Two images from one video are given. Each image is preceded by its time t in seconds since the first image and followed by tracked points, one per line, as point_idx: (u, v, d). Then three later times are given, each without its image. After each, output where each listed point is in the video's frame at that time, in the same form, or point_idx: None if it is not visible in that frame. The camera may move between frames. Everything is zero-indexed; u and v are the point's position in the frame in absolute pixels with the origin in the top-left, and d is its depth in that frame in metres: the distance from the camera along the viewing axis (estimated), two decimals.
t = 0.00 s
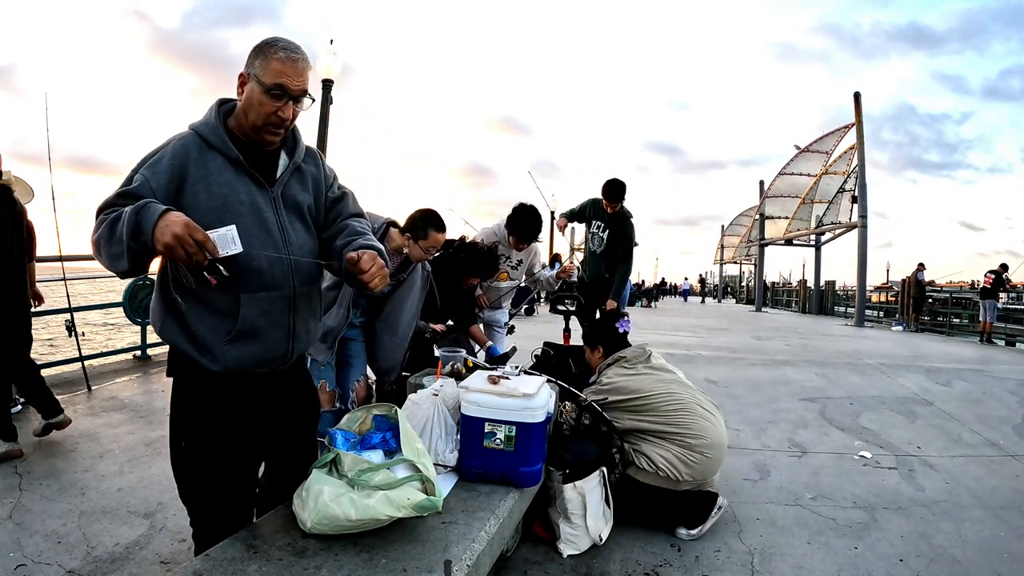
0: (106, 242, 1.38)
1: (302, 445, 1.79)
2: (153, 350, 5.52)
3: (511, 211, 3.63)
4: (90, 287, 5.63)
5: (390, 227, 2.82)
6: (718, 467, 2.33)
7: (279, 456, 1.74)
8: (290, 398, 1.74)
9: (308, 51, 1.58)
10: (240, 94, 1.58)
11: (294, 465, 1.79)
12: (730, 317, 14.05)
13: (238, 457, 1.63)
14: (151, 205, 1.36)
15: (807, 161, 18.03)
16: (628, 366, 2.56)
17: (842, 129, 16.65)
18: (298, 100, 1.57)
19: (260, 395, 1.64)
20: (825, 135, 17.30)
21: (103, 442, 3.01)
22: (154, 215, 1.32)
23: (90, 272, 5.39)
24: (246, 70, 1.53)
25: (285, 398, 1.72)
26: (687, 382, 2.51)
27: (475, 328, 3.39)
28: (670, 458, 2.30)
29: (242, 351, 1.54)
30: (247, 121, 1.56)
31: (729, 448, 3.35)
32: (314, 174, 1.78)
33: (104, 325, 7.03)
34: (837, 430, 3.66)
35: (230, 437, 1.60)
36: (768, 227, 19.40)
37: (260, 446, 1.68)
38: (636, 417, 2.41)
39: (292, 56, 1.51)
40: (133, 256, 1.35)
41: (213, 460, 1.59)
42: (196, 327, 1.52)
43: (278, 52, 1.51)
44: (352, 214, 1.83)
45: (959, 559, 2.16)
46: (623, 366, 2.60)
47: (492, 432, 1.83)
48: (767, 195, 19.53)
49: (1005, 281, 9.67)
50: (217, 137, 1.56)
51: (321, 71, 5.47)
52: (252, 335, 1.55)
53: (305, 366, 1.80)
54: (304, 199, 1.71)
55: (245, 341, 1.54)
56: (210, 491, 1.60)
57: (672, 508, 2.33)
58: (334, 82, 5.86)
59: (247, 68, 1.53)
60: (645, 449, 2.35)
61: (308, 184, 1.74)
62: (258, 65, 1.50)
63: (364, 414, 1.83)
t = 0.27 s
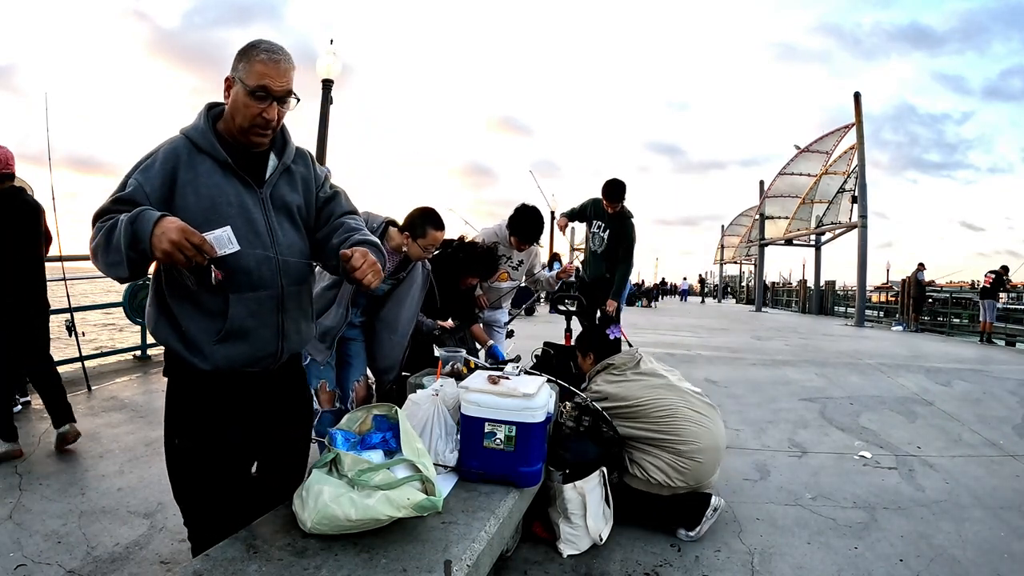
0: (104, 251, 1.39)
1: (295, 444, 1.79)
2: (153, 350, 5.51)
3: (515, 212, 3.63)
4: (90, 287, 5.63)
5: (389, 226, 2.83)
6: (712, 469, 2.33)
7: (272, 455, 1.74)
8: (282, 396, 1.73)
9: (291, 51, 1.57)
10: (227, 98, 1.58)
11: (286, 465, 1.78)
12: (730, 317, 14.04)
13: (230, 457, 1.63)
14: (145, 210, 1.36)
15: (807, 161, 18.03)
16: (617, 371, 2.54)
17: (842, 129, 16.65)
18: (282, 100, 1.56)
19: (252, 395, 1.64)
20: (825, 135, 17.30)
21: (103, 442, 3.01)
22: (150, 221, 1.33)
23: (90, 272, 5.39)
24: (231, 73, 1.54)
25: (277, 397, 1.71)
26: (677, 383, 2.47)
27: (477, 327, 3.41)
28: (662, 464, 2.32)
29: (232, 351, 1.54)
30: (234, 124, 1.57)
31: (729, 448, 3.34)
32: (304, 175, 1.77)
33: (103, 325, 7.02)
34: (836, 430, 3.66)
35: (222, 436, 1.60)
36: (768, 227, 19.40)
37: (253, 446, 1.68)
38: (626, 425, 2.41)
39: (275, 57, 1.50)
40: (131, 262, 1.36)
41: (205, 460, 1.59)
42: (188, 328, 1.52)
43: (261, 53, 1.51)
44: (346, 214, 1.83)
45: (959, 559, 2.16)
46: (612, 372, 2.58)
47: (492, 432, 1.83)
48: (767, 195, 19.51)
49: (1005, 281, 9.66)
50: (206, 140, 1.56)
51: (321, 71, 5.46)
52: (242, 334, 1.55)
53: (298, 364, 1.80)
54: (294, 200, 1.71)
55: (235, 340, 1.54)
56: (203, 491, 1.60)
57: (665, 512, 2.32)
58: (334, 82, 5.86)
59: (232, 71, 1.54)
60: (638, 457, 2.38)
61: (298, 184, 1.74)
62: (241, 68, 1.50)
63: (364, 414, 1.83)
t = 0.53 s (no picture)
0: (102, 248, 1.40)
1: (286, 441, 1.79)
2: (153, 350, 5.51)
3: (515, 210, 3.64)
4: (90, 287, 5.63)
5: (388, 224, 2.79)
6: (708, 468, 2.32)
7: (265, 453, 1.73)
8: (274, 391, 1.73)
9: (278, 55, 1.57)
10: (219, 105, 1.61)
11: (278, 462, 1.78)
12: (730, 317, 14.04)
13: (220, 452, 1.63)
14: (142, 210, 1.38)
15: (807, 161, 18.03)
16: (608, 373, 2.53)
17: (842, 129, 16.64)
18: (266, 104, 1.56)
19: (242, 388, 1.64)
20: (825, 135, 17.29)
21: (103, 442, 3.01)
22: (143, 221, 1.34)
23: (90, 272, 5.39)
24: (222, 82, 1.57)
25: (268, 392, 1.71)
26: (668, 382, 2.46)
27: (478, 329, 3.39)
28: (657, 465, 2.31)
29: (221, 345, 1.55)
30: (224, 129, 1.59)
31: (729, 448, 3.35)
32: (299, 176, 1.75)
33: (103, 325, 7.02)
34: (837, 430, 3.66)
35: (211, 430, 1.61)
36: (768, 227, 19.39)
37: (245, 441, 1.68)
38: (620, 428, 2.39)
39: (258, 60, 1.51)
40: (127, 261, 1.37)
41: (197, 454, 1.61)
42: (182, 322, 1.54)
43: (244, 59, 1.53)
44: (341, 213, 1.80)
45: (959, 559, 2.16)
46: (605, 375, 2.58)
47: (492, 432, 1.83)
48: (767, 195, 19.51)
49: (1005, 281, 9.65)
50: (200, 142, 1.58)
51: (321, 71, 5.46)
52: (230, 328, 1.55)
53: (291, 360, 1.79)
54: (287, 200, 1.69)
55: (224, 334, 1.55)
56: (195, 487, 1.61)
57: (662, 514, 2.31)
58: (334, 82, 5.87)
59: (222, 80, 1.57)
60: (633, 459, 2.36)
61: (292, 186, 1.72)
62: (227, 74, 1.53)
63: (363, 414, 1.82)
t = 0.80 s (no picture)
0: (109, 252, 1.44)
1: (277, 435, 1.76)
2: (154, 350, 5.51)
3: (515, 208, 3.66)
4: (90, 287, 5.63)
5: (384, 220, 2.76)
6: (704, 466, 2.33)
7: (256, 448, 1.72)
8: (263, 386, 1.71)
9: (273, 60, 1.58)
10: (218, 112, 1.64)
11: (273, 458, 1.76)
12: (730, 317, 14.04)
13: (208, 446, 1.63)
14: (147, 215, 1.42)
15: (807, 161, 18.03)
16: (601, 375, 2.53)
17: (842, 129, 16.65)
18: (262, 107, 1.58)
19: (229, 383, 1.63)
20: (826, 135, 17.30)
21: (104, 442, 3.01)
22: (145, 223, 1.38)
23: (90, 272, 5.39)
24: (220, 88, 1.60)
25: (256, 386, 1.69)
26: (661, 381, 2.45)
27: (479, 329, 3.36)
28: (654, 464, 2.31)
29: (207, 340, 1.57)
30: (222, 134, 1.62)
31: (729, 448, 3.35)
32: (294, 177, 1.73)
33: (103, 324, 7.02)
34: (836, 430, 3.66)
35: (198, 425, 1.61)
36: (768, 228, 19.39)
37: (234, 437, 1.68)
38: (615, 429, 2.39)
39: (253, 66, 1.52)
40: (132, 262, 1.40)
41: (186, 450, 1.61)
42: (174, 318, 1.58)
43: (239, 64, 1.55)
44: (339, 209, 1.76)
45: (959, 559, 2.16)
46: (598, 376, 2.58)
47: (493, 433, 1.83)
48: (767, 195, 19.51)
49: (1005, 282, 9.65)
50: (198, 145, 1.60)
51: (321, 71, 5.46)
52: (215, 323, 1.57)
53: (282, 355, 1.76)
54: (279, 202, 1.68)
55: (209, 329, 1.57)
56: (187, 483, 1.62)
57: (661, 514, 2.31)
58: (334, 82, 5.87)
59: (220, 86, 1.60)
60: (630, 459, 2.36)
61: (286, 188, 1.71)
62: (223, 80, 1.56)
63: (364, 414, 1.82)
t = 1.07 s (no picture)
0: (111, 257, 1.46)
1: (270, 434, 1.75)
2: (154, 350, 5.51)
3: (515, 203, 3.67)
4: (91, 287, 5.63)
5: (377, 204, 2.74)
6: (702, 465, 2.33)
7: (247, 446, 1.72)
8: (255, 381, 1.72)
9: (268, 62, 1.59)
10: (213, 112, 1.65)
11: (265, 456, 1.75)
12: (730, 317, 14.03)
13: (199, 442, 1.62)
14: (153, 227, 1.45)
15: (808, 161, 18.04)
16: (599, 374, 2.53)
17: (842, 129, 16.65)
18: (256, 109, 1.58)
19: (219, 376, 1.64)
20: (826, 136, 17.30)
21: (104, 442, 3.01)
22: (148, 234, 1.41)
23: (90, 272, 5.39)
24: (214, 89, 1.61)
25: (248, 381, 1.70)
26: (659, 380, 2.45)
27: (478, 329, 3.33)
28: (652, 464, 2.32)
29: (200, 335, 1.57)
30: (216, 135, 1.62)
31: (729, 448, 3.35)
32: (287, 177, 1.73)
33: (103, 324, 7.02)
34: (837, 430, 3.66)
35: (189, 421, 1.60)
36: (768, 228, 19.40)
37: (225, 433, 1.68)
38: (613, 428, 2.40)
39: (248, 67, 1.53)
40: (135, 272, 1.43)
41: (176, 447, 1.59)
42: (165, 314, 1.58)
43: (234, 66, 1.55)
44: (322, 211, 1.75)
45: (959, 560, 2.16)
46: (596, 375, 2.58)
47: (493, 432, 1.83)
48: (767, 195, 19.51)
49: (1006, 282, 9.66)
50: (193, 146, 1.61)
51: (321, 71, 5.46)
52: (207, 319, 1.57)
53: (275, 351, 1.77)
54: (273, 202, 1.68)
55: (202, 325, 1.57)
56: (175, 482, 1.59)
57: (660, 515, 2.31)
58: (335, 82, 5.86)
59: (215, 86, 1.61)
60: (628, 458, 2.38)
61: (279, 187, 1.70)
62: (218, 80, 1.56)
63: (364, 414, 1.83)
